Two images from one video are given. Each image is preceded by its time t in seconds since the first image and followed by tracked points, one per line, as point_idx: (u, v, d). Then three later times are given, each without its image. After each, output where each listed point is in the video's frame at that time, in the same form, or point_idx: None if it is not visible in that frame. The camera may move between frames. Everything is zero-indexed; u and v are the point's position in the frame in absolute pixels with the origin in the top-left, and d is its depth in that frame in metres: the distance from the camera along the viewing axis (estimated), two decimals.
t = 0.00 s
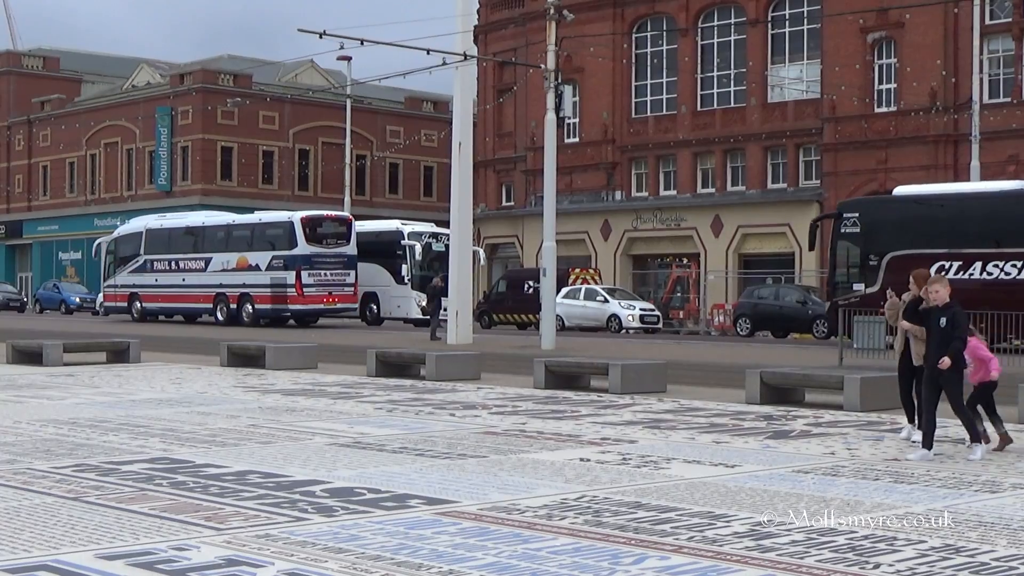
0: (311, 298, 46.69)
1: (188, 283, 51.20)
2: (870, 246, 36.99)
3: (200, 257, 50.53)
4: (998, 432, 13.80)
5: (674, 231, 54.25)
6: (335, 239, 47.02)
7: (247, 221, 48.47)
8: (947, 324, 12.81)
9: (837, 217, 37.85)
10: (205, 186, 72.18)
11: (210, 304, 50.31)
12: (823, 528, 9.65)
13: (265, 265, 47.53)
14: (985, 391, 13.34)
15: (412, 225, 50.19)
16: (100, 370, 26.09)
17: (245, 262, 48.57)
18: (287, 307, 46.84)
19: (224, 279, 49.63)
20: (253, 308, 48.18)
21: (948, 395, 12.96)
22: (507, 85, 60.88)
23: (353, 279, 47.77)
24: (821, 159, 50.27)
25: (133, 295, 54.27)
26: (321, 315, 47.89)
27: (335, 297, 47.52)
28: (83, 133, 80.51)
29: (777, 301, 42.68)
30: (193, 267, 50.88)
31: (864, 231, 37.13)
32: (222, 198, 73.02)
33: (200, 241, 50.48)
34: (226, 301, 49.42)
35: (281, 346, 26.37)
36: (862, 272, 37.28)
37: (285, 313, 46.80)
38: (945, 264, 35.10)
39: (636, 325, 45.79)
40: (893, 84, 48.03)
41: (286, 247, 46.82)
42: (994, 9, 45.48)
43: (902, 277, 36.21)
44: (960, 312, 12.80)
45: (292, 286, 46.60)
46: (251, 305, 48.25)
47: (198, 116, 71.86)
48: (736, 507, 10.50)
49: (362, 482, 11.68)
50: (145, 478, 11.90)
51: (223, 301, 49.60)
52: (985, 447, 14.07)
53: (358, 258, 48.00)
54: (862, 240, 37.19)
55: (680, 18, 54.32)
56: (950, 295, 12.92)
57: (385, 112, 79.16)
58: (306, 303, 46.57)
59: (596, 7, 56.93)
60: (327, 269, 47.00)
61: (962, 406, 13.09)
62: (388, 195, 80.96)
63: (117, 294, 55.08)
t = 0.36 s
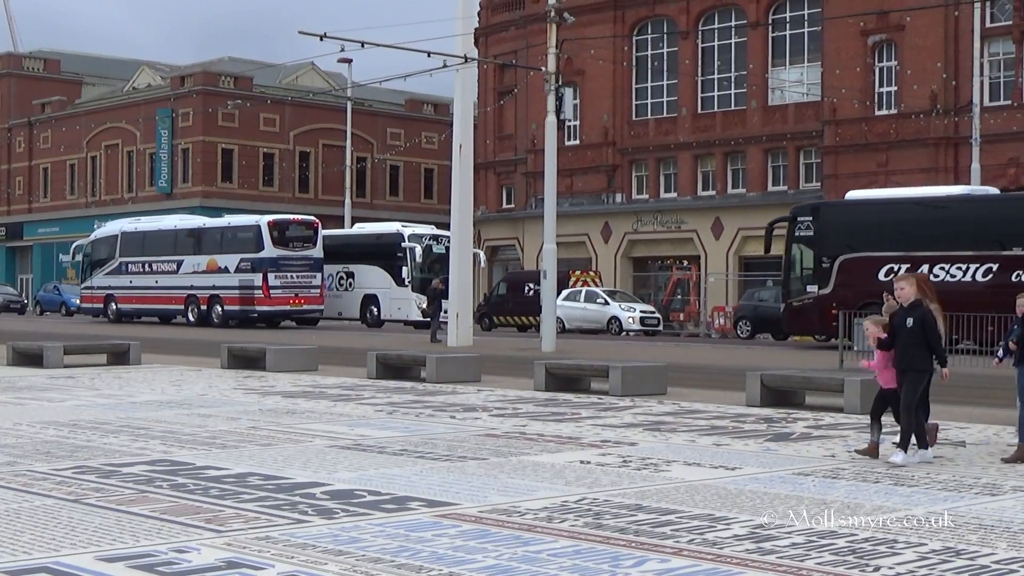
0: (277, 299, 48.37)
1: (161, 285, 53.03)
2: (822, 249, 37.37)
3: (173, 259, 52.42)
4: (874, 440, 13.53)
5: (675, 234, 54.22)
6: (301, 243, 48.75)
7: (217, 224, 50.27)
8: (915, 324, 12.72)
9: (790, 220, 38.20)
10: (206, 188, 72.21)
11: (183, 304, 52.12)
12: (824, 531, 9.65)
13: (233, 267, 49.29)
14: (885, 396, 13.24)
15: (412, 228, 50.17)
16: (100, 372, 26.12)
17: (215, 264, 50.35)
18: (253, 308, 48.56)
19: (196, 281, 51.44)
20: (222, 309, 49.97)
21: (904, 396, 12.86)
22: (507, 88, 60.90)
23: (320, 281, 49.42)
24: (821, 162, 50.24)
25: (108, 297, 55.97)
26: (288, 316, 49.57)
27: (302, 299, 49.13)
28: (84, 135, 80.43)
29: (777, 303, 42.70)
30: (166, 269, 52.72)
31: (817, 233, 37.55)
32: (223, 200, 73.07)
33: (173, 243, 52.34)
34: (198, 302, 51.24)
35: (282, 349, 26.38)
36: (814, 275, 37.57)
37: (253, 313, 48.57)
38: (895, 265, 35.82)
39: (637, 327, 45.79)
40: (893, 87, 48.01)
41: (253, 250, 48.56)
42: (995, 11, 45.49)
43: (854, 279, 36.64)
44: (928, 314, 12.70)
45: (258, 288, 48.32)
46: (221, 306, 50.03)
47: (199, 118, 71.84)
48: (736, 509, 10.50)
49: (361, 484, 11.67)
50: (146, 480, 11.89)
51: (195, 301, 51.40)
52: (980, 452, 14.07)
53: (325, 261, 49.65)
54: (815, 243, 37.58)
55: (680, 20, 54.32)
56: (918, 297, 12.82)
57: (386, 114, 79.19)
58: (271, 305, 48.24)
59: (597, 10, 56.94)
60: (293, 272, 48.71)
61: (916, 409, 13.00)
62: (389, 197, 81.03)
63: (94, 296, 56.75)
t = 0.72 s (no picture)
0: (244, 300, 50.08)
1: (134, 286, 54.65)
2: (774, 251, 38.15)
3: (144, 262, 54.07)
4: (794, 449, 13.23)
5: (673, 236, 54.15)
6: (268, 245, 50.43)
7: (187, 227, 51.89)
8: (884, 328, 12.71)
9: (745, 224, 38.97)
10: (205, 189, 72.28)
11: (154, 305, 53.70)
12: (823, 534, 9.65)
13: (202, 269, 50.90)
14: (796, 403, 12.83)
15: (411, 229, 50.15)
16: (100, 374, 26.12)
17: (185, 266, 52.03)
18: (221, 309, 50.20)
19: (166, 283, 53.07)
20: (192, 310, 51.61)
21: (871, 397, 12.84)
22: (507, 90, 60.93)
23: (285, 283, 51.13)
24: (820, 164, 50.23)
25: (84, 298, 57.42)
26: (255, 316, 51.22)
27: (268, 300, 50.82)
28: (83, 137, 80.42)
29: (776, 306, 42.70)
30: (138, 271, 54.32)
31: (769, 236, 38.27)
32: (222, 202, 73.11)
33: (144, 246, 53.96)
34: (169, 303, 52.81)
35: (281, 350, 26.37)
36: (766, 278, 38.39)
37: (221, 314, 50.21)
38: (842, 269, 36.56)
39: (636, 329, 45.83)
40: (892, 89, 48.05)
41: (220, 252, 50.20)
42: (994, 14, 45.54)
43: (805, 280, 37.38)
44: (896, 319, 12.70)
45: (225, 289, 49.97)
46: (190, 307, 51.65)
47: (198, 120, 71.85)
48: (734, 512, 10.50)
49: (361, 485, 11.68)
50: (144, 482, 11.89)
51: (165, 303, 53.02)
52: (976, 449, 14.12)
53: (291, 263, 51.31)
54: (767, 246, 38.36)
55: (679, 23, 54.33)
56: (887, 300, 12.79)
57: (385, 117, 79.21)
58: (238, 305, 49.92)
59: (596, 12, 56.96)
60: (260, 273, 50.39)
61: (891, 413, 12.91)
62: (388, 199, 81.09)
63: (69, 297, 58.16)
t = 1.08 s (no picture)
0: (212, 300, 51.54)
1: (107, 288, 56.01)
2: (725, 255, 39.00)
3: (117, 264, 55.46)
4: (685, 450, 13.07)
5: (671, 238, 54.10)
6: (236, 248, 51.87)
7: (157, 230, 53.26)
8: (843, 332, 12.39)
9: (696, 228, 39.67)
10: (203, 191, 72.34)
11: (126, 306, 55.06)
12: (820, 536, 9.65)
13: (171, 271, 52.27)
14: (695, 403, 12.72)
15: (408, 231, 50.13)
16: (97, 375, 26.10)
17: (156, 268, 53.39)
18: (190, 310, 51.62)
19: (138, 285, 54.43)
20: (162, 312, 53.00)
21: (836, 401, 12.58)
22: (505, 91, 60.96)
23: (252, 284, 52.59)
24: (818, 166, 50.27)
25: (59, 300, 58.68)
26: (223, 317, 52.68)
27: (236, 301, 52.26)
28: (81, 138, 80.35)
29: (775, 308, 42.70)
30: (111, 273, 55.68)
31: (719, 240, 39.14)
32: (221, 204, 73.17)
33: (117, 248, 55.33)
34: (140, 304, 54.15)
35: (279, 352, 26.35)
36: (716, 281, 39.22)
37: (189, 314, 51.68)
38: (789, 271, 37.58)
39: (633, 331, 45.86)
40: (890, 92, 48.08)
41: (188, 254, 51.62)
42: (992, 17, 45.58)
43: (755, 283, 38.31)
44: (858, 323, 12.34)
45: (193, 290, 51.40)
46: (161, 308, 53.04)
47: (196, 122, 71.89)
48: (733, 514, 10.50)
49: (360, 488, 11.68)
50: (142, 484, 11.89)
51: (137, 304, 54.45)
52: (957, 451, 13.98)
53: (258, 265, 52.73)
54: (718, 249, 39.17)
55: (677, 25, 54.35)
56: (852, 304, 12.42)
57: (383, 119, 79.20)
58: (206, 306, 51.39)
59: (594, 14, 56.96)
60: (226, 275, 51.83)
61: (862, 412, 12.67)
62: (386, 202, 81.13)
63: (46, 299, 59.34)
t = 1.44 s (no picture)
0: (180, 302, 52.61)
1: (80, 291, 57.04)
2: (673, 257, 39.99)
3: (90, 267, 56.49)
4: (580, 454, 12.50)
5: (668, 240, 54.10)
6: (204, 251, 52.87)
7: (128, 233, 54.30)
8: (805, 337, 12.28)
9: (647, 230, 40.73)
10: (201, 194, 72.42)
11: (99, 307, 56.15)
12: (818, 537, 9.66)
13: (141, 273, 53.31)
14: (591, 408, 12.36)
15: (406, 233, 50.13)
16: (96, 378, 26.10)
17: (127, 270, 54.47)
18: (159, 311, 52.71)
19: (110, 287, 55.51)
20: (132, 313, 54.10)
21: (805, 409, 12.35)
22: (502, 94, 60.97)
23: (221, 285, 53.61)
24: (815, 168, 50.31)
25: (35, 302, 59.78)
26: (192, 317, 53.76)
27: (204, 302, 53.31)
28: (78, 140, 80.26)
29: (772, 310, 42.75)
30: (83, 275, 56.76)
31: (670, 241, 40.04)
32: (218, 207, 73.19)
33: (90, 251, 56.38)
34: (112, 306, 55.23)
35: (277, 355, 26.38)
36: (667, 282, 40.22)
37: (158, 316, 52.77)
38: (734, 273, 38.47)
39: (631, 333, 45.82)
40: (887, 94, 48.08)
41: (157, 257, 52.64)
42: (988, 18, 45.63)
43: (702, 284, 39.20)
44: (818, 325, 12.23)
45: (162, 292, 52.47)
46: (131, 310, 54.14)
47: (193, 124, 71.89)
48: (730, 516, 10.50)
49: (358, 490, 11.67)
50: (140, 486, 11.88)
51: (109, 305, 55.48)
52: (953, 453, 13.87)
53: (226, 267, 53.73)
54: (667, 251, 40.16)
55: (674, 27, 54.33)
56: (813, 306, 12.30)
57: (381, 121, 79.19)
58: (175, 307, 52.46)
59: (591, 16, 56.94)
60: (194, 277, 52.88)
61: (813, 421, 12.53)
62: (383, 204, 81.13)
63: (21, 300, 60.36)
